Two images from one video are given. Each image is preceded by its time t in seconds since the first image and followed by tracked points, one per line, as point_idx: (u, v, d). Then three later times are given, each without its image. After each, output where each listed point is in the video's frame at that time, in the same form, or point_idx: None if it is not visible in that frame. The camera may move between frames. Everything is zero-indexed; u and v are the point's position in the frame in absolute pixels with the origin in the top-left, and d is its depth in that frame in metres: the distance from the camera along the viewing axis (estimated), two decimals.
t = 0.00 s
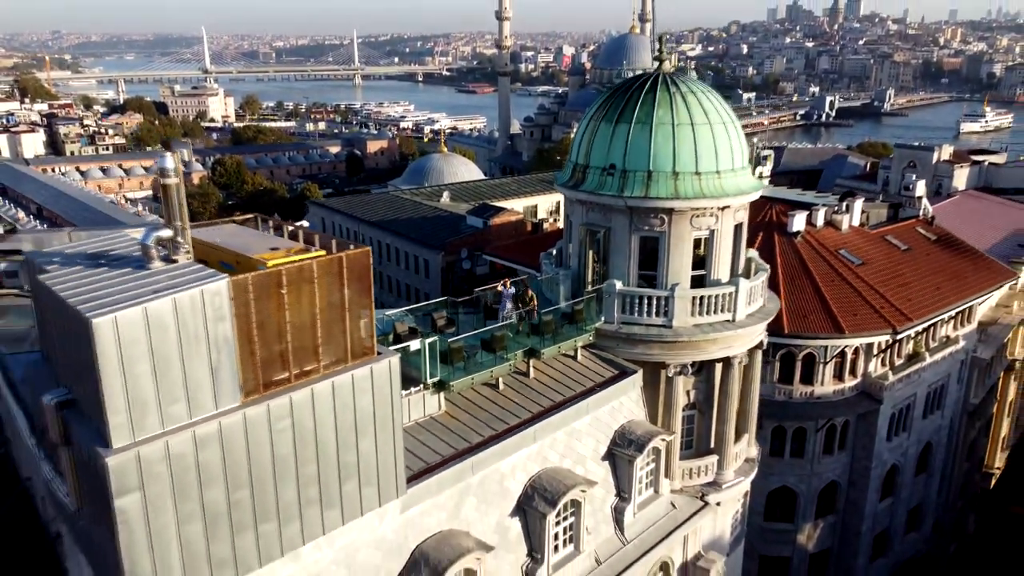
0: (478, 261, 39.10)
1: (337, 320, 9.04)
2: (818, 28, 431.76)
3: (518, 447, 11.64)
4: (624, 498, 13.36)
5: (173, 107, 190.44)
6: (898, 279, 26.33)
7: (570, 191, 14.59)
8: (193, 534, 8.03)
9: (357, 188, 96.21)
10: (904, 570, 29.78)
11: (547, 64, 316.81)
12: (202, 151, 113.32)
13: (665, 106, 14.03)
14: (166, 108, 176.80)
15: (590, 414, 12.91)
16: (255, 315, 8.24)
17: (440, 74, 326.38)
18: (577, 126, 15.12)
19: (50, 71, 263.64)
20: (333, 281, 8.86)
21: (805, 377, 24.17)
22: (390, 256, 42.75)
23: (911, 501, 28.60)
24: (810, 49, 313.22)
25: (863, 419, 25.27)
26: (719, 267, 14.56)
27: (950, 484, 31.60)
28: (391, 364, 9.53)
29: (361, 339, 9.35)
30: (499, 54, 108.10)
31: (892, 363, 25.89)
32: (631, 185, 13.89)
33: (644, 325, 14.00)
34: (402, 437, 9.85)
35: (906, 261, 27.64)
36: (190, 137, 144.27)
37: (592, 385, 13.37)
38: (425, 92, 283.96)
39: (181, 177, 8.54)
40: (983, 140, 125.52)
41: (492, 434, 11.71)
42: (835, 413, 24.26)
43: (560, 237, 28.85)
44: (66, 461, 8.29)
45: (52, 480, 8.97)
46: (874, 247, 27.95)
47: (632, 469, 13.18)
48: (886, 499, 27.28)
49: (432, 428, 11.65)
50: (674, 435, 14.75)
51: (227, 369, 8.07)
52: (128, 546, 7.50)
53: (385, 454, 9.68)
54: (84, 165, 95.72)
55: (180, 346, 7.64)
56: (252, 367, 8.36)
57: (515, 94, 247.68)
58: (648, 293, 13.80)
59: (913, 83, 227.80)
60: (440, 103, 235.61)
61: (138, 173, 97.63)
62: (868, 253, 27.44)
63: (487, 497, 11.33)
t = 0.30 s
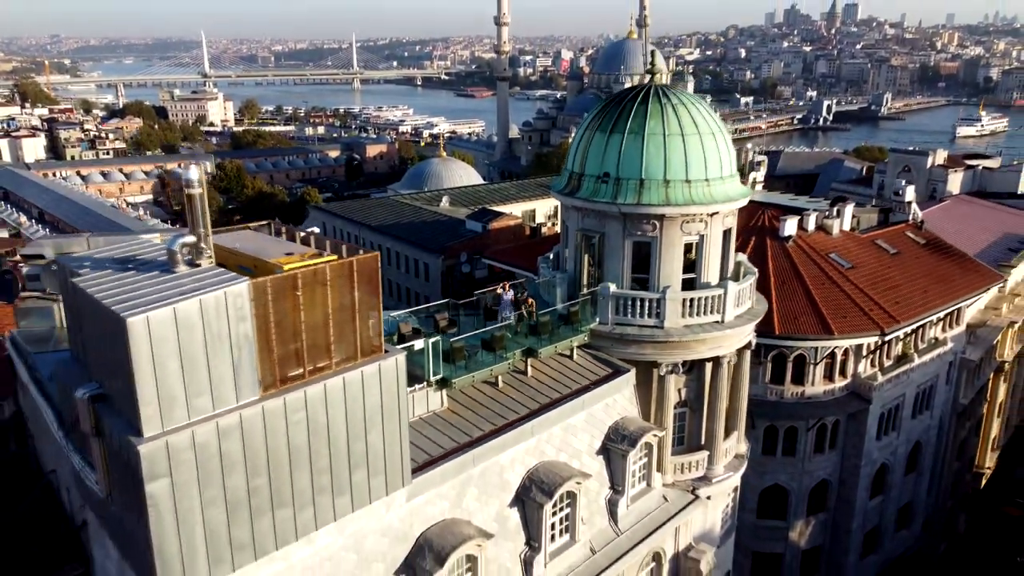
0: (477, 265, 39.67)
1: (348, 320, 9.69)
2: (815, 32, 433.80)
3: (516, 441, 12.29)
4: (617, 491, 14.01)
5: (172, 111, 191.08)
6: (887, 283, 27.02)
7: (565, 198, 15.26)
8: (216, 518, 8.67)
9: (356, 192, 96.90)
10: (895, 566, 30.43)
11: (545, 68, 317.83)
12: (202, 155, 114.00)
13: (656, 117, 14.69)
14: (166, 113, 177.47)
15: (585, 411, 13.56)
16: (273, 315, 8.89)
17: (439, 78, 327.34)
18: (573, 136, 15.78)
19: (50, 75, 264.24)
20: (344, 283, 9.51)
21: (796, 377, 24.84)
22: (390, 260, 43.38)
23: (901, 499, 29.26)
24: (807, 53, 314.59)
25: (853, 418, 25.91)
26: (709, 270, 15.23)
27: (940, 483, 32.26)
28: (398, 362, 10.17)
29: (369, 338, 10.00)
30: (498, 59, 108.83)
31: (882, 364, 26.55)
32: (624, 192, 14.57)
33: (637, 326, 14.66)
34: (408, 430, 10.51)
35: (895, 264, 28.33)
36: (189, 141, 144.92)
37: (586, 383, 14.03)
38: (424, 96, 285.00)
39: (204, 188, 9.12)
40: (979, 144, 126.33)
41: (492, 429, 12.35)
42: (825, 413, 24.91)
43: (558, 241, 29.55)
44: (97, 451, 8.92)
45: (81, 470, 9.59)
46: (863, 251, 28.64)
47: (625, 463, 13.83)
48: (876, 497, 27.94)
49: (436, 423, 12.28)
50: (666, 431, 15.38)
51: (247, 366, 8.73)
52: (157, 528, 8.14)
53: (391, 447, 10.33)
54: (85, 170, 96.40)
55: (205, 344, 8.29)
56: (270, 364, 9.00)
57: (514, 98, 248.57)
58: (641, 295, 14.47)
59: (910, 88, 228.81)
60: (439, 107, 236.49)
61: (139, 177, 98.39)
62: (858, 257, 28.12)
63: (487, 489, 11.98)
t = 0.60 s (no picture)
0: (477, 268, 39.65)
1: (357, 321, 10.33)
2: (813, 36, 435.54)
3: (515, 434, 12.94)
4: (612, 484, 14.65)
5: (172, 115, 191.76)
6: (877, 286, 27.71)
7: (562, 204, 15.96)
8: (235, 505, 9.31)
9: (356, 196, 97.60)
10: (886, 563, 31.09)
11: (544, 72, 318.90)
12: (202, 159, 114.67)
13: (649, 127, 15.36)
14: (166, 117, 178.21)
15: (581, 407, 14.21)
16: (288, 314, 9.54)
17: (438, 82, 328.22)
18: (570, 144, 16.45)
19: (49, 79, 264.97)
20: (354, 286, 10.16)
21: (788, 377, 25.49)
22: (391, 263, 43.95)
23: (892, 497, 29.92)
24: (805, 57, 315.84)
25: (844, 418, 26.56)
26: (700, 273, 15.89)
27: (931, 482, 32.93)
28: (404, 359, 10.85)
29: (377, 336, 10.66)
30: (498, 64, 109.59)
31: (872, 365, 27.19)
32: (619, 199, 15.24)
33: (631, 327, 15.33)
34: (414, 423, 11.15)
35: (885, 267, 29.03)
36: (189, 146, 145.82)
37: (582, 380, 14.67)
38: (423, 101, 286.04)
39: (224, 198, 9.75)
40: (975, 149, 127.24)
41: (491, 424, 13.00)
42: (816, 412, 25.59)
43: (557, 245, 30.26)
44: (124, 442, 9.56)
45: (107, 460, 10.24)
46: (854, 255, 29.33)
47: (619, 457, 14.48)
48: (867, 495, 28.60)
49: (439, 418, 12.91)
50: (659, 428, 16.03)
51: (265, 363, 9.39)
52: (182, 513, 8.79)
53: (398, 439, 10.98)
54: (86, 174, 97.03)
55: (226, 342, 8.95)
56: (286, 361, 9.66)
57: (513, 102, 249.53)
58: (633, 298, 15.15)
59: (907, 92, 229.81)
60: (439, 111, 237.15)
61: (139, 182, 99.06)
62: (848, 260, 28.82)
63: (488, 481, 12.64)
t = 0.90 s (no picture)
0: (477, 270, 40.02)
1: (366, 321, 10.99)
2: (812, 39, 436.76)
3: (515, 430, 13.59)
4: (608, 478, 15.32)
5: (172, 118, 192.40)
6: (868, 288, 28.40)
7: (560, 210, 16.65)
8: (254, 492, 9.97)
9: (356, 200, 98.32)
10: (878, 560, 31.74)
11: (543, 75, 319.91)
12: (204, 162, 115.35)
13: (643, 136, 16.02)
14: (167, 120, 178.92)
15: (578, 404, 14.87)
16: (303, 314, 10.19)
17: (438, 85, 328.89)
18: (567, 152, 17.12)
19: (50, 82, 265.62)
20: (364, 287, 10.83)
21: (781, 377, 26.15)
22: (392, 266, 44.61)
23: (884, 495, 30.57)
24: (804, 60, 316.65)
25: (836, 417, 27.21)
26: (692, 275, 16.56)
27: (923, 481, 33.59)
28: (410, 357, 11.51)
29: (385, 335, 11.32)
30: (498, 67, 110.33)
31: (863, 365, 27.83)
32: (614, 205, 15.91)
33: (626, 327, 15.98)
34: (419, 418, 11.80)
35: (876, 270, 29.72)
36: (190, 149, 146.63)
37: (579, 378, 15.33)
38: (423, 104, 286.75)
39: (243, 205, 10.49)
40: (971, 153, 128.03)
41: (492, 419, 13.65)
42: (809, 411, 26.23)
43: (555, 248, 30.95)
44: (149, 435, 10.22)
45: (132, 453, 10.90)
46: (846, 258, 30.01)
47: (614, 452, 15.14)
48: (859, 492, 29.26)
49: (442, 414, 13.55)
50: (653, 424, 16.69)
51: (282, 360, 10.05)
52: (206, 499, 9.45)
53: (404, 433, 11.64)
54: (88, 177, 97.68)
55: (246, 340, 9.61)
56: (301, 358, 10.31)
57: (512, 105, 250.44)
58: (628, 299, 15.82)
59: (905, 95, 230.69)
60: (439, 114, 237.92)
61: (141, 185, 99.72)
62: (840, 263, 29.51)
63: (489, 473, 13.30)
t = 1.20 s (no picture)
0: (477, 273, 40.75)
1: (374, 321, 11.64)
2: (811, 42, 438.37)
3: (514, 425, 14.25)
4: (604, 473, 15.99)
5: (173, 122, 193.01)
6: (859, 291, 29.08)
7: (558, 215, 17.35)
8: (270, 482, 10.63)
9: (357, 203, 99.04)
10: (871, 558, 32.36)
11: (543, 79, 321.11)
12: (205, 166, 116.04)
13: (637, 144, 16.71)
14: (168, 124, 179.65)
15: (575, 402, 15.55)
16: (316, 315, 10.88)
17: (438, 89, 330.02)
18: (565, 160, 17.79)
19: (51, 86, 266.46)
20: (372, 288, 11.50)
21: (775, 378, 26.81)
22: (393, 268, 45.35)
23: (876, 493, 31.21)
24: (803, 64, 318.03)
25: (828, 416, 27.86)
26: (685, 278, 17.24)
27: (916, 480, 34.21)
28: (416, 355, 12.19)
29: (392, 335, 11.99)
30: (498, 71, 111.11)
31: (855, 366, 28.47)
32: (610, 211, 16.59)
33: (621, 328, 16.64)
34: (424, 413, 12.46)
35: (868, 273, 30.40)
36: (191, 153, 147.44)
37: (576, 377, 15.99)
38: (423, 107, 287.84)
39: (259, 213, 11.25)
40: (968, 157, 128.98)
41: (493, 415, 14.32)
42: (802, 411, 26.89)
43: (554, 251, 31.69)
44: (171, 429, 10.88)
45: (153, 446, 11.55)
46: (839, 261, 30.70)
47: (610, 448, 15.79)
48: (851, 490, 29.91)
49: (445, 410, 14.20)
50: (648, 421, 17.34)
51: (297, 358, 10.72)
52: (226, 488, 10.11)
53: (410, 427, 12.32)
54: (90, 181, 98.35)
55: (265, 339, 10.29)
56: (314, 355, 10.98)
57: (512, 108, 251.41)
58: (623, 301, 16.49)
59: (904, 98, 231.71)
60: (439, 118, 238.84)
61: (143, 189, 100.39)
62: (833, 266, 30.19)
63: (490, 467, 13.96)
